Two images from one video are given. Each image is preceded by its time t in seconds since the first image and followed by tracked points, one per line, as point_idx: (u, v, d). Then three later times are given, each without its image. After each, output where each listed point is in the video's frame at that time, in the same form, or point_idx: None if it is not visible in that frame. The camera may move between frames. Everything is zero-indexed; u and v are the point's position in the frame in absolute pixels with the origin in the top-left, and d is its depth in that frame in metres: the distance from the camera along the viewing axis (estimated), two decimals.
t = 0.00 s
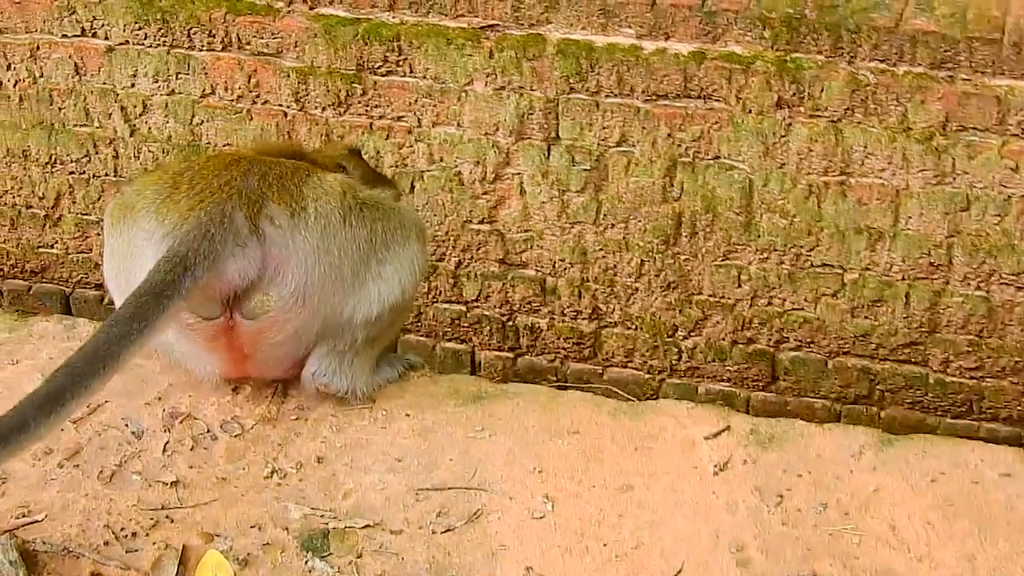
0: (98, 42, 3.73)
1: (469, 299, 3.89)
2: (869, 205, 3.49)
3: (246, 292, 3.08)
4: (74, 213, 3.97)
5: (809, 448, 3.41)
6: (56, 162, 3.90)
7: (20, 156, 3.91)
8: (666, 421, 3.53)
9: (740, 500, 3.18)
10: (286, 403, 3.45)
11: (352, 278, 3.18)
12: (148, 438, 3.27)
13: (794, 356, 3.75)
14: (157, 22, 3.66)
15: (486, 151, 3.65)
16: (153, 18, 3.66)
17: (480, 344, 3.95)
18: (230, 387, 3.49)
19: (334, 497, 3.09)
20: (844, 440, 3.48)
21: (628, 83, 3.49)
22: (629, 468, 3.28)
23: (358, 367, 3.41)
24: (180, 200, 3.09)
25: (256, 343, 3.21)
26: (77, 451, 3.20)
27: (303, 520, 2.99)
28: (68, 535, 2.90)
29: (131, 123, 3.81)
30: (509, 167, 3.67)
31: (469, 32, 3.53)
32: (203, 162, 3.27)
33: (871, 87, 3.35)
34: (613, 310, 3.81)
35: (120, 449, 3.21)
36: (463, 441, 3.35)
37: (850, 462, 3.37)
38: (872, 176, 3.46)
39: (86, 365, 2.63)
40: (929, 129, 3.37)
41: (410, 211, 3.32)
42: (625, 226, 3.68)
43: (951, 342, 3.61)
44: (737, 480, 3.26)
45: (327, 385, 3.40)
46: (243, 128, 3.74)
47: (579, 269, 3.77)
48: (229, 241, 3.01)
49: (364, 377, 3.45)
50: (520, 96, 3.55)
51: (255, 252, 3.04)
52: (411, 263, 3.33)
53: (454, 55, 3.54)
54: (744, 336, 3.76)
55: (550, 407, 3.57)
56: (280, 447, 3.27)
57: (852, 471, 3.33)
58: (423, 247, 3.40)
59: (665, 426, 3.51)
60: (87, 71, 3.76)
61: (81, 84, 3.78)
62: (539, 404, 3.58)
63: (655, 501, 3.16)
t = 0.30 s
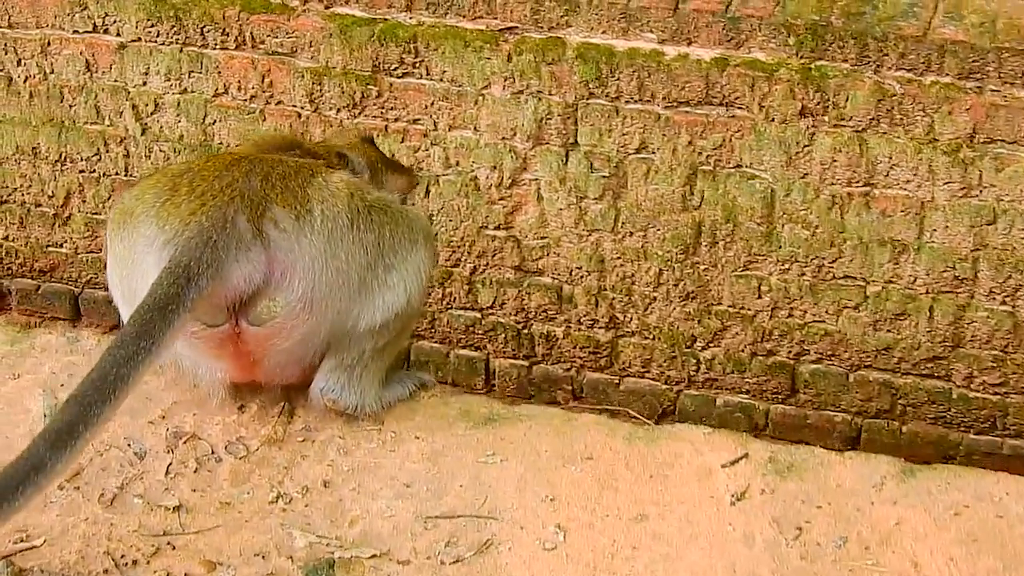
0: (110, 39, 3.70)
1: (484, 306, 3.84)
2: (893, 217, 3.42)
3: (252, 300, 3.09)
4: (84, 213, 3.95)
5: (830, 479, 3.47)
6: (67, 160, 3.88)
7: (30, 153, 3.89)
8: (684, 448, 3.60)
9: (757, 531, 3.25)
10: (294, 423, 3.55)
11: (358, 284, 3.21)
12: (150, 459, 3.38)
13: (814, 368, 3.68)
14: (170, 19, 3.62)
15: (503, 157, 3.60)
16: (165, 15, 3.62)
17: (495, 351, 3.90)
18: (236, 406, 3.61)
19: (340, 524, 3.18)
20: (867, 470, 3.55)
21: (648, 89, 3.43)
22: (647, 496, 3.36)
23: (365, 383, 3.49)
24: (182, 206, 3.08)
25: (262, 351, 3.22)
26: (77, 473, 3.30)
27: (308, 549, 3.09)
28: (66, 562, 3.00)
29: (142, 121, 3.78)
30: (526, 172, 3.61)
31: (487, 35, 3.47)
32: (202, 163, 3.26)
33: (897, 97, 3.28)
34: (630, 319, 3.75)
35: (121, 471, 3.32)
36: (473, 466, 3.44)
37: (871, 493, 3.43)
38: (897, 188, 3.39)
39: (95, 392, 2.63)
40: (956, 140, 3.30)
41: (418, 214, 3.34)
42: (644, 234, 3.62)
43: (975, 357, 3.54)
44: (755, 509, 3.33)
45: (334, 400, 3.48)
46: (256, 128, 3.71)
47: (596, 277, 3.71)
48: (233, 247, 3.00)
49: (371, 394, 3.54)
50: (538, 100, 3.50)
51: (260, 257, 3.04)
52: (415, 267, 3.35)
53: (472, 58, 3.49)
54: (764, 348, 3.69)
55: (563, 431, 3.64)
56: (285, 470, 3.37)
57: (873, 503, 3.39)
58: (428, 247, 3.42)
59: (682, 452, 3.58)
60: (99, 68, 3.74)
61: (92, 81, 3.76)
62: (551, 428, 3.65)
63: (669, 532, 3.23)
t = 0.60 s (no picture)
0: (111, 38, 3.67)
1: (491, 312, 3.80)
2: (907, 223, 3.37)
3: (248, 324, 3.09)
4: (86, 215, 3.93)
5: (844, 501, 3.52)
6: (67, 161, 3.86)
7: (31, 154, 3.87)
8: (696, 470, 3.64)
9: (770, 558, 3.30)
10: (296, 443, 3.57)
11: (357, 303, 3.20)
12: (150, 480, 3.42)
13: (827, 376, 3.62)
14: (172, 19, 3.59)
15: (511, 161, 3.56)
16: (168, 14, 3.59)
17: (503, 358, 3.86)
18: (239, 425, 3.64)
19: (344, 551, 3.22)
20: (878, 494, 3.58)
21: (659, 92, 3.37)
22: (657, 521, 3.40)
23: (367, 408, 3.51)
24: (176, 225, 3.07)
25: (261, 375, 3.21)
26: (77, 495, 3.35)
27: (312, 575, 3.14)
28: None
29: (144, 123, 3.75)
30: (535, 176, 3.57)
31: (495, 36, 3.42)
32: (195, 178, 3.23)
33: (912, 101, 3.22)
34: (640, 326, 3.70)
35: (120, 494, 3.37)
36: (480, 490, 3.46)
37: (887, 517, 3.48)
38: (911, 194, 3.33)
39: (90, 428, 2.61)
40: (972, 146, 3.24)
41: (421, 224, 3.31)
42: (654, 240, 3.57)
43: (992, 366, 3.49)
44: (769, 534, 3.38)
45: (336, 425, 3.52)
46: (260, 129, 3.68)
47: (605, 283, 3.66)
48: (226, 270, 2.99)
49: (374, 421, 3.57)
50: (547, 103, 3.45)
51: (254, 281, 3.04)
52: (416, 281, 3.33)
53: (480, 60, 3.44)
54: (776, 355, 3.64)
55: (572, 451, 3.67)
56: (288, 493, 3.40)
57: (888, 528, 3.43)
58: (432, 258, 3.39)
59: (692, 474, 3.62)
60: (100, 68, 3.71)
61: (93, 81, 3.73)
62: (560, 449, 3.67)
63: (680, 559, 3.28)
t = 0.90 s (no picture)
0: (117, 28, 3.62)
1: (496, 322, 3.75)
2: (924, 249, 3.30)
3: (250, 358, 2.99)
4: (83, 207, 3.92)
5: (856, 550, 3.32)
6: (68, 152, 3.84)
7: (29, 143, 3.86)
8: (703, 509, 3.47)
9: None
10: (290, 466, 3.44)
11: (363, 332, 3.09)
12: (137, 501, 3.31)
13: (837, 402, 3.56)
14: (179, 11, 3.54)
15: (521, 170, 3.50)
16: (174, 7, 3.54)
17: (505, 369, 3.82)
18: (230, 444, 3.50)
19: None
20: (895, 543, 3.38)
21: (674, 106, 3.30)
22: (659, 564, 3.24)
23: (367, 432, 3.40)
24: (175, 246, 2.94)
25: (261, 406, 3.11)
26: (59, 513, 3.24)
27: None
28: None
29: (147, 116, 3.72)
30: (545, 186, 3.51)
31: (509, 42, 3.35)
32: (194, 189, 3.07)
33: (933, 125, 3.14)
34: (647, 342, 3.64)
35: (104, 515, 3.26)
36: (478, 524, 3.31)
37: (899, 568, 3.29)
38: (929, 219, 3.26)
39: (72, 463, 2.60)
40: (994, 172, 3.16)
41: (429, 242, 3.15)
42: (665, 256, 3.50)
43: (1006, 398, 3.42)
44: None
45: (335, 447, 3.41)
46: (266, 128, 3.64)
47: (613, 298, 3.60)
48: (228, 306, 2.89)
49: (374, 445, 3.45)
50: (559, 112, 3.39)
51: (256, 315, 2.94)
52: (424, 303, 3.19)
53: (492, 66, 3.38)
54: (786, 378, 3.57)
55: (575, 485, 3.50)
56: (280, 520, 3.27)
57: None
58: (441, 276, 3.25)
59: (700, 515, 3.45)
60: (103, 58, 3.67)
61: (96, 71, 3.69)
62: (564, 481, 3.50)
63: None
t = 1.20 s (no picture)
0: (111, 39, 3.57)
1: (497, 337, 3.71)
2: (935, 268, 3.22)
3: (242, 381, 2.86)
4: (78, 220, 3.92)
5: None
6: (62, 164, 3.82)
7: (22, 155, 3.83)
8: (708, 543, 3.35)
9: None
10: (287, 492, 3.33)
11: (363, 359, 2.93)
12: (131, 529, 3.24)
13: (845, 420, 3.51)
14: (175, 23, 3.48)
15: (523, 185, 3.43)
16: (169, 19, 3.48)
17: (506, 384, 3.79)
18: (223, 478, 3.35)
19: None
20: None
21: (680, 122, 3.23)
22: None
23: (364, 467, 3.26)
24: (167, 263, 2.85)
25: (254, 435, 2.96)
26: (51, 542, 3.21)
27: None
28: None
29: (142, 128, 3.69)
30: (547, 202, 3.45)
31: (510, 56, 3.28)
32: (185, 205, 3.00)
33: (946, 143, 3.06)
34: (651, 359, 3.58)
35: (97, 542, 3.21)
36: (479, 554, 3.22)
37: None
38: (941, 238, 3.18)
39: (30, 450, 2.46)
40: (1008, 192, 3.08)
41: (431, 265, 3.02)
42: (670, 273, 3.44)
43: (1019, 419, 3.37)
44: None
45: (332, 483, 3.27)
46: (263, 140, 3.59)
47: (617, 314, 3.54)
48: (218, 322, 2.78)
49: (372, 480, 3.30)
50: (562, 127, 3.32)
51: (247, 338, 2.82)
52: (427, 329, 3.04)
53: (494, 80, 3.31)
54: (793, 397, 3.52)
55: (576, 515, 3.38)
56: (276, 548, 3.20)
57: None
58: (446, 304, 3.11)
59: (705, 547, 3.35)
60: (97, 70, 3.62)
61: (90, 83, 3.65)
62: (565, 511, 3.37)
63: None
